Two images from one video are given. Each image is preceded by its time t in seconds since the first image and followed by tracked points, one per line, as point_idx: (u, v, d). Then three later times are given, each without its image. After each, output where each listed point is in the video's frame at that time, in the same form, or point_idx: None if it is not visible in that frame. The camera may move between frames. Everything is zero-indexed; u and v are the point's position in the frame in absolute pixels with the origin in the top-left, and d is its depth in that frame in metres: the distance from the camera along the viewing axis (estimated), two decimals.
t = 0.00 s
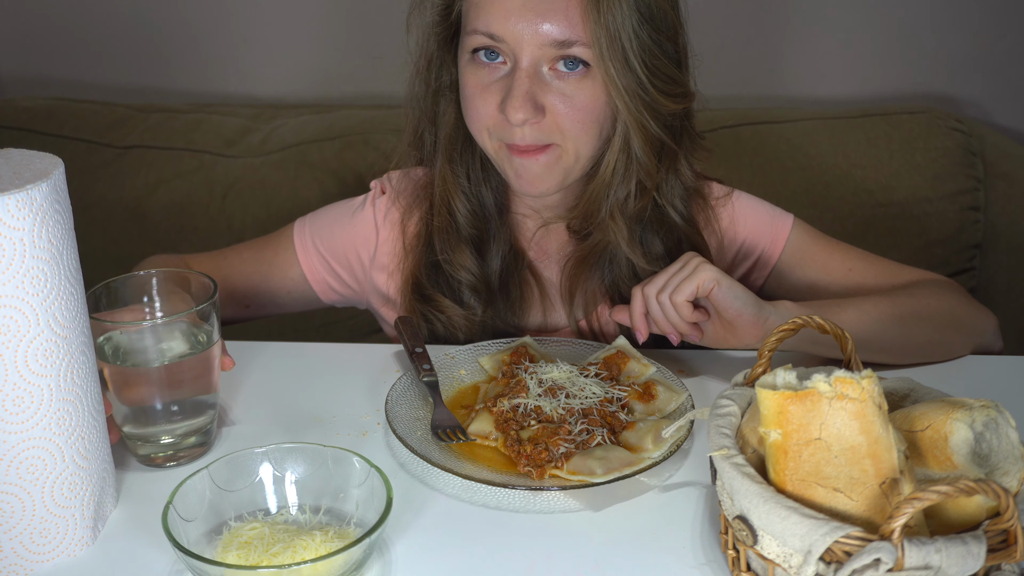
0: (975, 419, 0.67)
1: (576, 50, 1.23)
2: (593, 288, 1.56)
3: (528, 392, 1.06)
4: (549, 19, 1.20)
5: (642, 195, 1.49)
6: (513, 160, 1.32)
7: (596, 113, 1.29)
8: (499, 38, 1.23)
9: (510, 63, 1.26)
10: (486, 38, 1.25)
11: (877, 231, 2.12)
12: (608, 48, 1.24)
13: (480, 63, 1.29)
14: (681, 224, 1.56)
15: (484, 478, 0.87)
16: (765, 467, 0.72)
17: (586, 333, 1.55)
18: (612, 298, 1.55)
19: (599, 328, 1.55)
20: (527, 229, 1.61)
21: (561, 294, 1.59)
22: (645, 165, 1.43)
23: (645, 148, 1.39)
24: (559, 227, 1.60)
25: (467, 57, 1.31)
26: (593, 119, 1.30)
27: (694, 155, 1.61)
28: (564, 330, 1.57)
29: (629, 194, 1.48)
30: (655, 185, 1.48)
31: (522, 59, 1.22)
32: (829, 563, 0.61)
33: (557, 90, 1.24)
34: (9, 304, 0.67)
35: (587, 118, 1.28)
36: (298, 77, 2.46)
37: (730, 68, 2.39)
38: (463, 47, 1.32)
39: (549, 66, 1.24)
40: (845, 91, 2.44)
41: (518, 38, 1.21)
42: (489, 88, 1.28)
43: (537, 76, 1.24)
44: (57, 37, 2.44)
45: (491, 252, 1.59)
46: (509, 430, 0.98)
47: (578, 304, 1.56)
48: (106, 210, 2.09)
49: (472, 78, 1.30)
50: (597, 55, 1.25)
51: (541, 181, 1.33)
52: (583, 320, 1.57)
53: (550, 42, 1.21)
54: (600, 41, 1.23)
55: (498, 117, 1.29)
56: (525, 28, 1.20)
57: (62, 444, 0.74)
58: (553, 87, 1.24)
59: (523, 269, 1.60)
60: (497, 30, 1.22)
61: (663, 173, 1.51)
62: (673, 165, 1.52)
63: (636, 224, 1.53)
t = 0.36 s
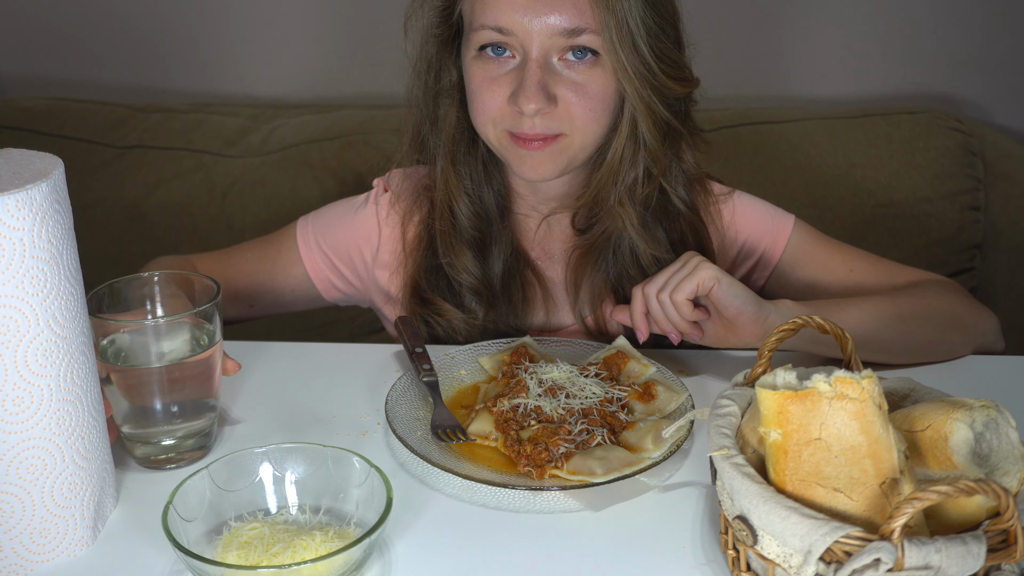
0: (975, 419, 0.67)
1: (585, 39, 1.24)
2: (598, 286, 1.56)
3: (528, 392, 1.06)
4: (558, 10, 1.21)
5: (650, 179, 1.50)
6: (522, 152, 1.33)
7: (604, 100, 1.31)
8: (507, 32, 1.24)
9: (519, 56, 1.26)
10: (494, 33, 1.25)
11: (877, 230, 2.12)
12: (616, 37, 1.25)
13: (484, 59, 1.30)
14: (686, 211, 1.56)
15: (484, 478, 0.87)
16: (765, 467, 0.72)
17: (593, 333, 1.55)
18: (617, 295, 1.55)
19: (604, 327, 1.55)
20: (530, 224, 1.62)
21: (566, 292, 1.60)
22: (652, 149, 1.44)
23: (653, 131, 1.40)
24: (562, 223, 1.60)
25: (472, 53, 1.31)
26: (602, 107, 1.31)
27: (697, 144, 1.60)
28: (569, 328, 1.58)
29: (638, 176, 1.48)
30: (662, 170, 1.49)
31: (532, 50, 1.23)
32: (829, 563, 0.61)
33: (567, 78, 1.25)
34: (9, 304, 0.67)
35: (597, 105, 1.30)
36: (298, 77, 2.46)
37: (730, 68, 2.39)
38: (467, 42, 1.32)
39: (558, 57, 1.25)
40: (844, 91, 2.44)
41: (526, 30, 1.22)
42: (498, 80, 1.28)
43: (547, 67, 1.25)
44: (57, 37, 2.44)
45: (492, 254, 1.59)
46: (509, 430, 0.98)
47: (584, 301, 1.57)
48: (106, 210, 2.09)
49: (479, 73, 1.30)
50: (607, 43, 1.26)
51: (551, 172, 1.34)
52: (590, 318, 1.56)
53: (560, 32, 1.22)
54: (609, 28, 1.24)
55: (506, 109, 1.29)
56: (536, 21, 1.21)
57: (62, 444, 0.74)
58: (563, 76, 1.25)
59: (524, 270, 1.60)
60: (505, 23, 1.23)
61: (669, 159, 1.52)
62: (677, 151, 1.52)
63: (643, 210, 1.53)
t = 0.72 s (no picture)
0: (975, 419, 0.67)
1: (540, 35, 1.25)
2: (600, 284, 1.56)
3: (528, 392, 1.06)
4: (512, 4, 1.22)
5: (609, 190, 1.49)
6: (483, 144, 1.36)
7: (556, 100, 1.31)
8: (469, 20, 1.25)
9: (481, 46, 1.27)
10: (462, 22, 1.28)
11: (877, 231, 2.12)
12: (572, 39, 1.25)
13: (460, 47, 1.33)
14: (671, 231, 1.55)
15: (484, 478, 0.87)
16: (765, 467, 0.72)
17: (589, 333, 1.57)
18: (616, 295, 1.55)
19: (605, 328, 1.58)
20: (527, 223, 1.59)
21: (564, 292, 1.60)
22: (610, 165, 1.44)
23: (609, 148, 1.40)
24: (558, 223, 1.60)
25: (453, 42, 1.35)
26: (556, 108, 1.32)
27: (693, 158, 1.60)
28: (566, 328, 1.59)
29: (595, 186, 1.48)
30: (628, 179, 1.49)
31: (489, 42, 1.24)
32: (829, 563, 0.61)
33: (519, 74, 1.27)
34: (10, 304, 0.67)
35: (550, 105, 1.30)
36: (298, 77, 2.46)
37: (730, 68, 2.39)
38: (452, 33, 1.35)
39: (514, 50, 1.25)
40: (844, 91, 2.44)
41: (484, 20, 1.23)
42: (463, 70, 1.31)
43: (503, 60, 1.26)
44: (57, 37, 2.44)
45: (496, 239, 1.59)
46: (509, 430, 0.98)
47: (583, 302, 1.57)
48: (106, 210, 2.09)
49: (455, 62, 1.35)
50: (561, 45, 1.26)
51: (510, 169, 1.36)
52: (587, 318, 1.58)
53: (512, 25, 1.23)
54: (563, 30, 1.24)
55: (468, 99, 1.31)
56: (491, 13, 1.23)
57: (62, 444, 0.74)
58: (515, 70, 1.26)
59: (526, 260, 1.60)
60: (468, 12, 1.24)
61: (642, 172, 1.49)
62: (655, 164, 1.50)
63: (612, 224, 1.53)
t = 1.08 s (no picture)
0: (975, 419, 0.67)
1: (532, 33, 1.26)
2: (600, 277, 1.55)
3: (528, 392, 1.06)
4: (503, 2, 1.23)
5: (601, 188, 1.48)
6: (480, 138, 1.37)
7: (549, 97, 1.31)
8: (466, 18, 1.26)
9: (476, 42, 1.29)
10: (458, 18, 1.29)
11: (877, 231, 2.12)
12: (563, 37, 1.26)
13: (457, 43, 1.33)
14: (665, 228, 1.54)
15: (484, 478, 0.87)
16: (765, 467, 0.72)
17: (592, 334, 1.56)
18: (615, 289, 1.55)
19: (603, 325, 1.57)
20: (526, 214, 1.60)
21: (563, 286, 1.60)
22: (601, 163, 1.43)
23: (599, 147, 1.40)
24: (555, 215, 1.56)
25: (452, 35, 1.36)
26: (549, 105, 1.32)
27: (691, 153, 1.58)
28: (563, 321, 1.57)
29: (585, 183, 1.46)
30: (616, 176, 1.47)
31: (484, 39, 1.25)
32: (829, 563, 0.61)
33: (512, 69, 1.28)
34: (10, 304, 0.67)
35: (543, 102, 1.31)
36: (298, 77, 2.46)
37: (729, 68, 2.39)
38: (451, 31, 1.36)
39: (508, 47, 1.27)
40: (845, 91, 2.44)
41: (478, 17, 1.24)
42: (459, 66, 1.33)
43: (497, 56, 1.27)
44: (58, 37, 2.44)
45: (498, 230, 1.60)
46: (509, 430, 0.98)
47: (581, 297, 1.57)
48: (106, 210, 2.09)
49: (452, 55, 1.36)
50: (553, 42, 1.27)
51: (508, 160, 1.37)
52: (585, 313, 1.57)
53: (504, 22, 1.24)
54: (553, 30, 1.26)
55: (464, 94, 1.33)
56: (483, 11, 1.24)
57: (62, 444, 0.74)
58: (509, 66, 1.27)
59: (526, 254, 1.60)
60: (464, 9, 1.26)
61: (634, 171, 1.49)
62: (649, 163, 1.50)
63: (605, 222, 1.52)
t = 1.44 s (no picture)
0: (975, 419, 0.67)
1: (564, 23, 1.26)
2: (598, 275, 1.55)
3: (528, 392, 1.06)
4: None
5: (622, 176, 1.46)
6: (495, 127, 1.35)
7: (575, 89, 1.31)
8: (493, 6, 1.27)
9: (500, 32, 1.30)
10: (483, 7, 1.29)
11: (877, 231, 2.12)
12: (596, 25, 1.25)
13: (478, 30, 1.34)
14: (675, 223, 1.56)
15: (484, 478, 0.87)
16: (765, 467, 0.73)
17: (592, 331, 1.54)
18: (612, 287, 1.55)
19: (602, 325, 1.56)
20: (523, 213, 1.61)
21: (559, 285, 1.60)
22: (626, 153, 1.41)
23: (626, 135, 1.37)
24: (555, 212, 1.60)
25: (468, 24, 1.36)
26: (574, 96, 1.32)
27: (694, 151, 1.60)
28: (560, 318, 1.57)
29: (608, 167, 1.44)
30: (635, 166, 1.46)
31: (511, 26, 1.26)
32: (829, 563, 0.61)
33: (541, 59, 1.28)
34: (9, 304, 0.67)
35: (568, 92, 1.31)
36: (298, 77, 2.46)
37: (729, 69, 2.39)
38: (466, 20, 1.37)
39: (536, 37, 1.27)
40: (845, 91, 2.44)
41: (507, 5, 1.25)
42: (479, 52, 1.32)
43: (524, 45, 1.27)
44: (57, 38, 2.44)
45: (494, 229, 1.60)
46: (509, 430, 0.98)
47: (579, 294, 1.55)
48: (106, 210, 2.09)
49: (469, 44, 1.35)
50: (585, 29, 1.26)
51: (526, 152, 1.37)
52: (584, 311, 1.56)
53: (538, 13, 1.25)
54: (585, 19, 1.25)
55: (485, 81, 1.32)
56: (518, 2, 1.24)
57: (62, 444, 0.74)
58: (537, 56, 1.28)
59: (521, 253, 1.60)
60: None
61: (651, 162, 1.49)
62: (664, 155, 1.50)
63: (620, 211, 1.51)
